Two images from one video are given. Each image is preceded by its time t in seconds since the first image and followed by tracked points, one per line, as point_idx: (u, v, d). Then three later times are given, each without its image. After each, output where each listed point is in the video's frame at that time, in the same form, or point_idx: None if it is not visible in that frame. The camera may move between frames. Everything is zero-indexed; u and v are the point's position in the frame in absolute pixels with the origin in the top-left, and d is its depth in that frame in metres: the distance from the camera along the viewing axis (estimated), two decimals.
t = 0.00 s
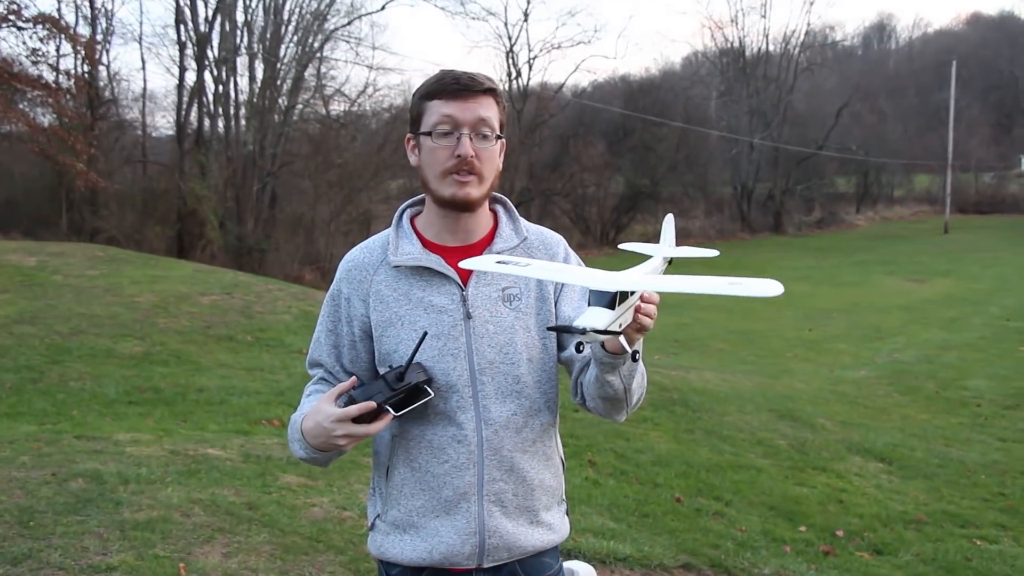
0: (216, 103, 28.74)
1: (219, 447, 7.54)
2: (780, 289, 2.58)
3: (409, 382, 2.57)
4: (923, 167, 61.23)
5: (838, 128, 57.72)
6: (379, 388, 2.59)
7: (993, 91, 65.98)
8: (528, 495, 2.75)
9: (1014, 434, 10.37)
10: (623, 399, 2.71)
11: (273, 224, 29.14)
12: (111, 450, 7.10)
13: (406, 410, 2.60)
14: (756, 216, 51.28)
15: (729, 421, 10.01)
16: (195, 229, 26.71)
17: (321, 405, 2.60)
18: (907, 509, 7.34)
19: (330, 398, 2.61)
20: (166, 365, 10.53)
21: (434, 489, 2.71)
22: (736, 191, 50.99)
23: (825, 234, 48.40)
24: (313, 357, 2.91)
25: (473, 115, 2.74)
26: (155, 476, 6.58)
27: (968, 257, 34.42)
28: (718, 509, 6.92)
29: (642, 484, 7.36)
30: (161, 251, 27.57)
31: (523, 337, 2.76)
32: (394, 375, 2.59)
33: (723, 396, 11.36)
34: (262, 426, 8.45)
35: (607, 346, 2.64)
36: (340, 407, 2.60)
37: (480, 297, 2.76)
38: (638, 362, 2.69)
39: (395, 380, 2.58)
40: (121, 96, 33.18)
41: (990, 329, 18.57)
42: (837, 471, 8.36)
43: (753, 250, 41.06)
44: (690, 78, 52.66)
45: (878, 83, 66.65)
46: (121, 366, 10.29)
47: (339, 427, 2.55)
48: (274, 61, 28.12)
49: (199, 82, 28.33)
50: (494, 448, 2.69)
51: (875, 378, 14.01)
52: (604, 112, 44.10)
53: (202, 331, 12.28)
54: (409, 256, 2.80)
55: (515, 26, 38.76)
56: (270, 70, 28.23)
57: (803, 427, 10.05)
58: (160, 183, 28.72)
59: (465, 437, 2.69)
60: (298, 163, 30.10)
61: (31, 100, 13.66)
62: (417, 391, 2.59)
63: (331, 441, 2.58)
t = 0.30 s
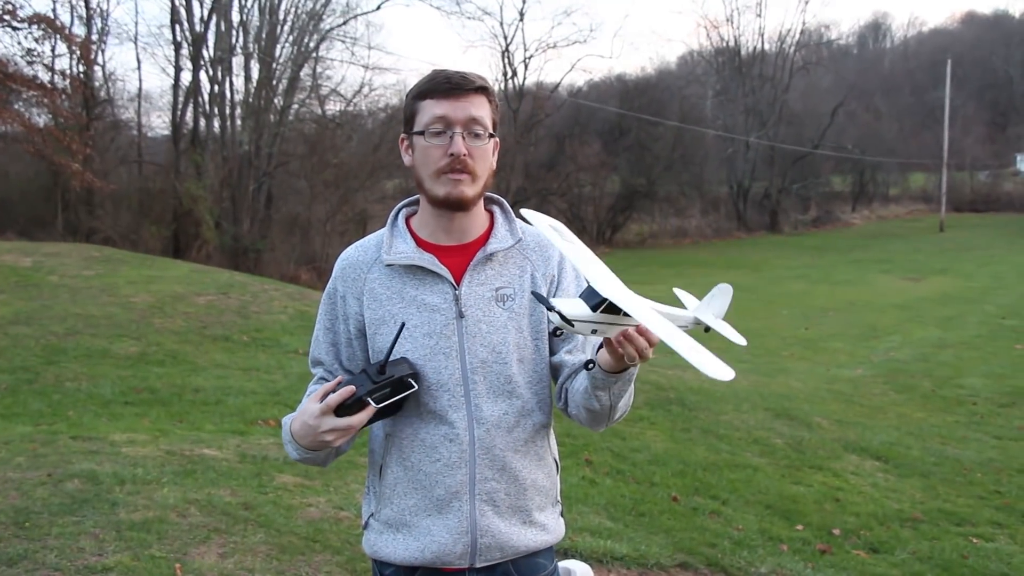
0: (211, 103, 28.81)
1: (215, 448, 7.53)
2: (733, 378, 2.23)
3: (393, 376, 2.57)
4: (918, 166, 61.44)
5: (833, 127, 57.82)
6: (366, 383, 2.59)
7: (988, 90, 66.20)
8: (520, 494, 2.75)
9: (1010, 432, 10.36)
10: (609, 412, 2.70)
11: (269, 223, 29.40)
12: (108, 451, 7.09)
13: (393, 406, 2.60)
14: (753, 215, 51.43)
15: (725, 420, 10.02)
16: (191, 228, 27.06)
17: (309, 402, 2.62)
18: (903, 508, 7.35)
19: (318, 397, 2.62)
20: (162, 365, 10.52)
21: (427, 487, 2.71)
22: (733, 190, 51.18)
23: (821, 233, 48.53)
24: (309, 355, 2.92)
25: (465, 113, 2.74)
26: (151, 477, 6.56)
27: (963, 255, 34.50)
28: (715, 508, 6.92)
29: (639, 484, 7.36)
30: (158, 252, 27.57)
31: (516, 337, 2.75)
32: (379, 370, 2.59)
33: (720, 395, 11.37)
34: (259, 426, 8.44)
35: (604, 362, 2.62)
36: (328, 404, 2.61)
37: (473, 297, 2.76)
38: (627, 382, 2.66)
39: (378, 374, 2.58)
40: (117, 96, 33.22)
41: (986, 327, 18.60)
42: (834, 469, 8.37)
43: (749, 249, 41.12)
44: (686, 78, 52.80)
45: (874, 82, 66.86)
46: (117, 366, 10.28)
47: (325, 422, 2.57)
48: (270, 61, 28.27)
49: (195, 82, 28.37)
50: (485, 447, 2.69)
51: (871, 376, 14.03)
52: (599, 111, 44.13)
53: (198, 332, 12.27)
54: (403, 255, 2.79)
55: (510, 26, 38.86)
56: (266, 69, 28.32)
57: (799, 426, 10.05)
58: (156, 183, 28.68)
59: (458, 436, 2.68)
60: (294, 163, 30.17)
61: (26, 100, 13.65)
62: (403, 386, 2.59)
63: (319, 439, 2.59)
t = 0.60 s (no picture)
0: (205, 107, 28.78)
1: (210, 453, 7.52)
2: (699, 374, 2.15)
3: (387, 380, 2.57)
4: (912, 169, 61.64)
5: (827, 130, 58.02)
6: (359, 387, 2.59)
7: (981, 92, 66.48)
8: (513, 498, 2.74)
9: (1004, 434, 10.38)
10: (601, 417, 2.71)
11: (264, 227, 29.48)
12: (103, 456, 7.08)
13: (386, 410, 2.60)
14: (747, 218, 51.67)
15: (720, 423, 10.02)
16: (186, 232, 26.78)
17: (302, 407, 2.62)
18: (898, 510, 7.37)
19: (311, 401, 2.63)
20: (157, 370, 10.50)
21: (420, 491, 2.70)
22: (727, 194, 51.33)
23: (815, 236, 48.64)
24: (303, 358, 2.91)
25: (459, 118, 2.74)
26: (145, 482, 6.55)
27: (957, 257, 34.63)
28: (711, 511, 6.93)
29: (634, 487, 7.36)
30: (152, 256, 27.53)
31: (508, 341, 2.75)
32: (371, 374, 2.59)
33: (715, 398, 11.37)
34: (253, 430, 8.44)
35: (595, 361, 2.61)
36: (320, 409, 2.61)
37: (466, 301, 2.75)
38: (621, 382, 2.65)
39: (372, 378, 2.57)
40: (111, 100, 33.17)
41: (981, 329, 18.66)
42: (830, 472, 8.38)
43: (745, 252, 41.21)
44: (680, 81, 52.91)
45: (867, 85, 67.09)
46: (111, 371, 10.27)
47: (319, 426, 2.57)
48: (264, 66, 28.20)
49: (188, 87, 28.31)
50: (478, 450, 2.68)
51: (866, 378, 14.06)
52: (594, 115, 44.33)
53: (193, 336, 12.27)
54: (396, 258, 2.79)
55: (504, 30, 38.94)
56: (260, 74, 28.24)
57: (795, 429, 10.06)
58: (150, 188, 28.63)
59: (451, 440, 2.68)
60: (289, 167, 30.20)
61: (20, 105, 13.62)
62: (397, 389, 2.59)
63: (313, 443, 2.59)
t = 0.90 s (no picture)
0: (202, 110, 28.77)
1: (207, 456, 7.52)
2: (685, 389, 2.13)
3: (388, 384, 2.55)
4: (909, 172, 61.67)
5: (824, 133, 58.08)
6: (359, 391, 2.57)
7: (977, 96, 66.60)
8: (512, 500, 2.75)
9: (1001, 437, 10.39)
10: (597, 421, 2.71)
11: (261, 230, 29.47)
12: (100, 459, 7.07)
13: (386, 414, 2.58)
14: (745, 221, 51.60)
15: (717, 426, 10.02)
16: (184, 236, 26.72)
17: (303, 410, 2.60)
18: (895, 513, 7.38)
19: (312, 404, 2.61)
20: (154, 373, 10.50)
21: (418, 494, 2.69)
22: (724, 197, 51.33)
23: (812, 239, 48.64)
24: (300, 359, 2.90)
25: (458, 123, 2.73)
26: (143, 485, 6.55)
27: (955, 261, 34.66)
28: (708, 514, 6.93)
29: (632, 490, 7.36)
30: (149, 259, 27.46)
31: (508, 344, 2.76)
32: (373, 378, 2.57)
33: (712, 401, 11.38)
34: (251, 433, 8.44)
35: (589, 371, 2.62)
36: (321, 413, 2.59)
37: (465, 304, 2.74)
38: (616, 391, 2.68)
39: (373, 383, 2.56)
40: (108, 104, 33.22)
41: (978, 332, 18.67)
42: (827, 475, 8.38)
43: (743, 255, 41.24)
44: (678, 85, 52.96)
45: (864, 88, 67.14)
46: (109, 374, 10.27)
47: (320, 430, 2.54)
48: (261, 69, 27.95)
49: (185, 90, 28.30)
50: (478, 453, 2.68)
51: (864, 381, 14.07)
52: (591, 118, 44.29)
53: (190, 339, 12.27)
54: (395, 261, 2.77)
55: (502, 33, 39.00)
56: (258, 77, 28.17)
57: (792, 432, 10.08)
58: (147, 191, 28.66)
59: (451, 442, 2.68)
60: (286, 170, 30.24)
61: (17, 109, 13.62)
62: (397, 393, 2.57)
63: (314, 446, 2.57)
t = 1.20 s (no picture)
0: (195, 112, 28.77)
1: (201, 459, 7.52)
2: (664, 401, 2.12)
3: (382, 385, 2.54)
4: (902, 172, 61.79)
5: (818, 134, 58.19)
6: (353, 391, 2.56)
7: (970, 96, 66.78)
8: (506, 502, 2.74)
9: (995, 437, 10.41)
10: (586, 426, 2.72)
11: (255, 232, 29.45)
12: (94, 463, 7.07)
13: (380, 415, 2.57)
14: (738, 223, 50.98)
15: (712, 427, 10.03)
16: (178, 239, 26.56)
17: (297, 410, 2.60)
18: (890, 513, 7.39)
19: (306, 404, 2.60)
20: (148, 377, 10.48)
21: (412, 494, 2.68)
22: (719, 198, 51.36)
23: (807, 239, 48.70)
24: (296, 360, 2.89)
25: (444, 120, 2.73)
26: (137, 489, 6.53)
27: (949, 260, 34.71)
28: (702, 515, 6.94)
29: (626, 491, 7.38)
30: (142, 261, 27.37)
31: (502, 346, 2.75)
32: (366, 378, 2.56)
33: (706, 402, 11.40)
34: (245, 436, 8.44)
35: (578, 375, 2.63)
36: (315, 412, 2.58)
37: (460, 305, 2.74)
38: (605, 396, 2.68)
39: (367, 384, 2.55)
40: (101, 106, 33.13)
41: (971, 333, 18.72)
42: (821, 476, 8.39)
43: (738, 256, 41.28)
44: (672, 86, 53.01)
45: (858, 89, 67.28)
46: (102, 377, 10.25)
47: (312, 430, 2.54)
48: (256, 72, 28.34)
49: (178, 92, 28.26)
50: (471, 454, 2.68)
51: (858, 382, 14.10)
52: (585, 119, 44.32)
53: (185, 342, 12.25)
54: (391, 262, 2.78)
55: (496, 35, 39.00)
56: (251, 79, 28.36)
57: (787, 432, 10.10)
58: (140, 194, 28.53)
59: (445, 443, 2.67)
60: (280, 172, 30.24)
61: (10, 111, 13.58)
62: (391, 394, 2.56)
63: (307, 446, 2.57)
